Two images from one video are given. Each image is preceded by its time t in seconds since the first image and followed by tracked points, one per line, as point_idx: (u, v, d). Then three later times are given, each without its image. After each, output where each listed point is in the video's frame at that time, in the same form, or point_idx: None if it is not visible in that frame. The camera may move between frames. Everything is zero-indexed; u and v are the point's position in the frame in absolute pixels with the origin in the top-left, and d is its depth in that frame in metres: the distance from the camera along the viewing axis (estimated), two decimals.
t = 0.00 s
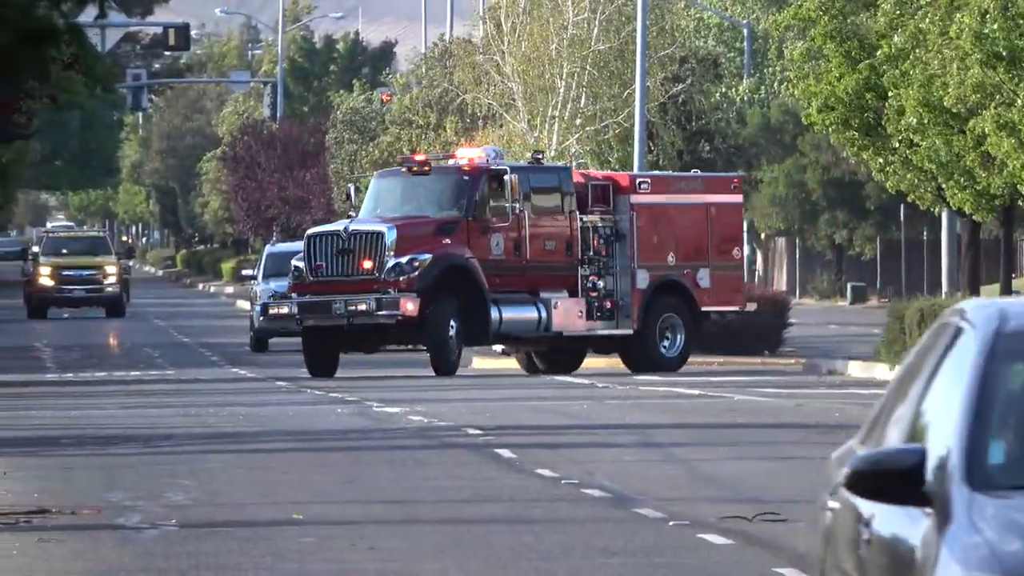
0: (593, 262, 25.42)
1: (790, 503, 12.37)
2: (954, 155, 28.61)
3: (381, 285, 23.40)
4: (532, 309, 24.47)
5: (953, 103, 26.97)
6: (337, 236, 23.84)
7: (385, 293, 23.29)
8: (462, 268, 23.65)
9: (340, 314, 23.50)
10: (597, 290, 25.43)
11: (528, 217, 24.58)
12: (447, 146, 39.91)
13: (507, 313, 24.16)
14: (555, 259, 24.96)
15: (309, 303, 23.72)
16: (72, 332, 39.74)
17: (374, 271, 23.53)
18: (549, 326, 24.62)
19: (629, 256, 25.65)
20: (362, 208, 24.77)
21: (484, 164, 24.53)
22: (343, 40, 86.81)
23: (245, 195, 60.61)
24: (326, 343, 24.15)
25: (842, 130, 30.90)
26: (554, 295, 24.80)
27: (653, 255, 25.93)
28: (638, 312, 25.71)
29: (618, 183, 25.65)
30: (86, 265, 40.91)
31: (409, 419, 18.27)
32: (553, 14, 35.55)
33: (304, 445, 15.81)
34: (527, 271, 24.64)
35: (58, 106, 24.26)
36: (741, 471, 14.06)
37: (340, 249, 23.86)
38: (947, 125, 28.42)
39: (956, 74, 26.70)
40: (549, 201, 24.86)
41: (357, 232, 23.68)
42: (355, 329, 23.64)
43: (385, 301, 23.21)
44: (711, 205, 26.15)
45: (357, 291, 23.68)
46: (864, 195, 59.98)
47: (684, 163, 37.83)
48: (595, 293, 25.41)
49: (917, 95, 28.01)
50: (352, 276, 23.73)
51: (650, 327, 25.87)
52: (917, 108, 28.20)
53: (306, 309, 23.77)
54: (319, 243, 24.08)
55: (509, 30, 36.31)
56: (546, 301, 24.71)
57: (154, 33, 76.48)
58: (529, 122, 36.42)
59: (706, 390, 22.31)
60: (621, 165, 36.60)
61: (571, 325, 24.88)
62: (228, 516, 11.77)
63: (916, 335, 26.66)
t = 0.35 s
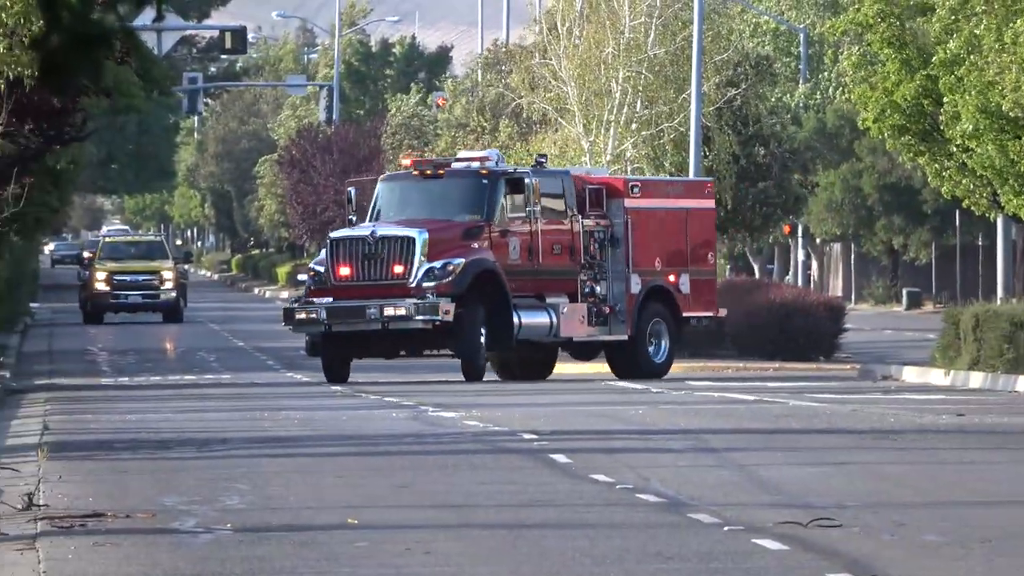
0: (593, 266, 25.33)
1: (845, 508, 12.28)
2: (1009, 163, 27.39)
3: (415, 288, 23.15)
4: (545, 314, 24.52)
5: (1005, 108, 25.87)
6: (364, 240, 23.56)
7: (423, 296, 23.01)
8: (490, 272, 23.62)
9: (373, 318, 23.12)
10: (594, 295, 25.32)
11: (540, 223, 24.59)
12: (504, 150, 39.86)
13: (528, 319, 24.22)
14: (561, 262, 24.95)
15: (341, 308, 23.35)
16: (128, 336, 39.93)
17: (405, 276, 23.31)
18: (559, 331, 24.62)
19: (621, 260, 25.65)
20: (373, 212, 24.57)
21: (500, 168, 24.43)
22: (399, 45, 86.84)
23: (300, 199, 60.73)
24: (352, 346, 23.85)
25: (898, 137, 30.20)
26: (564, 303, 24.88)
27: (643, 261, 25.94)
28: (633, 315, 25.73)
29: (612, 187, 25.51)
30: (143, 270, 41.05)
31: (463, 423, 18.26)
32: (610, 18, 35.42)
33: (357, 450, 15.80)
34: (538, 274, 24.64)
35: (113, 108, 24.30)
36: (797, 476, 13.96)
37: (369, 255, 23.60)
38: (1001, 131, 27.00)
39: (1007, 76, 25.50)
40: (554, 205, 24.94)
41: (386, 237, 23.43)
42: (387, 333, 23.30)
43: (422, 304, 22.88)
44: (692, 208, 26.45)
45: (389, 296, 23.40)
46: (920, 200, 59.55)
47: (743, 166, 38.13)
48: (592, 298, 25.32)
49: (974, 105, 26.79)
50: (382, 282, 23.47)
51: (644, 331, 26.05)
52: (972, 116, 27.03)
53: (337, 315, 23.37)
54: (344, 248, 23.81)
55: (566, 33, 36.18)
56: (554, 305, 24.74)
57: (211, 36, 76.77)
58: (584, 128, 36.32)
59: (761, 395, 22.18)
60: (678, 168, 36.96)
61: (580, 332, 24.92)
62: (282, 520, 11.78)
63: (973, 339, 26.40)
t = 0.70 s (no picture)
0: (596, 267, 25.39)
1: (889, 508, 12.22)
2: None
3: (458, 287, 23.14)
4: (559, 312, 24.62)
5: None
6: (400, 239, 23.43)
7: (468, 295, 22.97)
8: (523, 271, 23.63)
9: (417, 317, 22.97)
10: (595, 294, 25.34)
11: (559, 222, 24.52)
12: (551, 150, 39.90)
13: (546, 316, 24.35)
14: (569, 263, 24.87)
15: (382, 307, 23.13)
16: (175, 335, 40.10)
17: (444, 275, 23.26)
18: (571, 330, 24.75)
19: (617, 259, 25.78)
20: (392, 211, 24.37)
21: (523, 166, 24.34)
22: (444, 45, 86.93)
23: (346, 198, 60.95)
24: (387, 345, 23.65)
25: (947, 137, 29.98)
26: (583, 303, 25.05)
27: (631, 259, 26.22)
28: (626, 313, 25.89)
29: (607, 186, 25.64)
30: (189, 270, 41.16)
31: (508, 423, 18.26)
32: (656, 18, 35.44)
33: (400, 449, 15.81)
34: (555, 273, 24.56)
35: (159, 107, 24.35)
36: (841, 476, 13.90)
37: (403, 254, 23.45)
38: None
39: None
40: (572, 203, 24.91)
41: (423, 236, 23.34)
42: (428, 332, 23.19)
43: (469, 303, 22.83)
44: (670, 208, 26.99)
45: (428, 295, 23.32)
46: (966, 200, 59.26)
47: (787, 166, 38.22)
48: (594, 297, 25.34)
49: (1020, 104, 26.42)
50: (419, 280, 23.36)
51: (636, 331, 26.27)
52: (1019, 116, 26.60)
53: (377, 314, 23.14)
54: (377, 248, 23.62)
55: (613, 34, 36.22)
56: (568, 305, 24.84)
57: (257, 36, 77.01)
58: (631, 127, 36.34)
59: (806, 395, 22.10)
60: (723, 168, 36.26)
61: (588, 331, 25.08)
62: (324, 519, 11.81)
63: (1018, 340, 26.24)
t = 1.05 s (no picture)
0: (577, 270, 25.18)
1: (900, 510, 12.22)
2: None
3: (483, 288, 23.01)
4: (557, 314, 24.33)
5: None
6: (420, 240, 23.21)
7: (497, 296, 22.92)
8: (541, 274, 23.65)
9: (444, 319, 22.96)
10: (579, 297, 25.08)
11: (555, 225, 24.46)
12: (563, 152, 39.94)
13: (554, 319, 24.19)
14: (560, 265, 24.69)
15: (408, 308, 23.08)
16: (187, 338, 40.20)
17: (467, 276, 23.11)
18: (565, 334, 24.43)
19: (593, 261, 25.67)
20: (398, 212, 24.21)
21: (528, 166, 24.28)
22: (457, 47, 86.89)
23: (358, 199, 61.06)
24: (408, 347, 23.60)
25: (957, 140, 29.91)
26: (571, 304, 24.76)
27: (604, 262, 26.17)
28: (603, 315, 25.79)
29: (585, 189, 25.62)
30: (201, 272, 41.16)
31: (520, 425, 18.29)
32: (668, 20, 35.48)
33: (411, 450, 15.83)
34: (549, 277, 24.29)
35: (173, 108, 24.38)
36: (852, 478, 13.89)
37: (422, 255, 23.22)
38: None
39: None
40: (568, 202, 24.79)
41: (446, 237, 23.17)
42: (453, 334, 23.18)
43: (497, 305, 22.84)
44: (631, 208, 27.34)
45: (451, 296, 23.15)
46: (978, 202, 59.20)
47: (799, 168, 38.20)
48: (576, 300, 25.05)
49: None
50: (442, 281, 23.18)
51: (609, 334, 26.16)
52: None
53: (402, 315, 23.09)
54: (395, 248, 23.33)
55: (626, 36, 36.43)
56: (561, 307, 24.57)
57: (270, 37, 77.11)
58: (642, 129, 36.41)
59: (818, 396, 22.10)
60: (736, 170, 36.21)
61: (575, 333, 24.82)
62: (336, 521, 11.83)
63: None
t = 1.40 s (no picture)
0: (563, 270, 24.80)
1: (895, 511, 12.22)
2: None
3: (503, 287, 22.88)
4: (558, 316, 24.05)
5: None
6: (436, 238, 23.06)
7: (519, 296, 22.81)
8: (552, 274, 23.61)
9: (467, 319, 22.73)
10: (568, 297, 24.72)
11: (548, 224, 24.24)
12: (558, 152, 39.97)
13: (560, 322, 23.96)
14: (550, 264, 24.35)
15: (429, 307, 22.84)
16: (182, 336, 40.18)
17: (487, 275, 22.98)
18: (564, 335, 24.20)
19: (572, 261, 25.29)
20: (398, 209, 24.00)
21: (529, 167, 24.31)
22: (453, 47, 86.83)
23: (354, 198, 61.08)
24: (422, 348, 23.34)
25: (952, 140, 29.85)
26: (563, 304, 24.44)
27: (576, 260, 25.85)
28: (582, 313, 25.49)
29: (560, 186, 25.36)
30: (197, 273, 41.08)
31: (514, 424, 18.27)
32: (663, 20, 35.60)
33: (406, 449, 15.81)
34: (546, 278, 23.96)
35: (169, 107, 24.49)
36: (847, 479, 13.90)
37: (437, 254, 23.06)
38: None
39: None
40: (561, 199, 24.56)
41: (463, 236, 23.05)
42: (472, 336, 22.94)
43: (522, 305, 22.71)
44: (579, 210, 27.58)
45: (470, 296, 22.95)
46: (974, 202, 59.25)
47: (794, 169, 38.16)
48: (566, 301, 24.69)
49: None
50: (460, 280, 23.00)
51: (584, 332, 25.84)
52: None
53: (424, 315, 22.85)
54: (410, 247, 23.14)
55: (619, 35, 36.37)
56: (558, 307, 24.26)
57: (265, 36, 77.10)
58: (637, 129, 36.41)
59: (813, 397, 22.10)
60: (730, 170, 36.25)
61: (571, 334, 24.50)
62: (330, 520, 11.81)
63: None
